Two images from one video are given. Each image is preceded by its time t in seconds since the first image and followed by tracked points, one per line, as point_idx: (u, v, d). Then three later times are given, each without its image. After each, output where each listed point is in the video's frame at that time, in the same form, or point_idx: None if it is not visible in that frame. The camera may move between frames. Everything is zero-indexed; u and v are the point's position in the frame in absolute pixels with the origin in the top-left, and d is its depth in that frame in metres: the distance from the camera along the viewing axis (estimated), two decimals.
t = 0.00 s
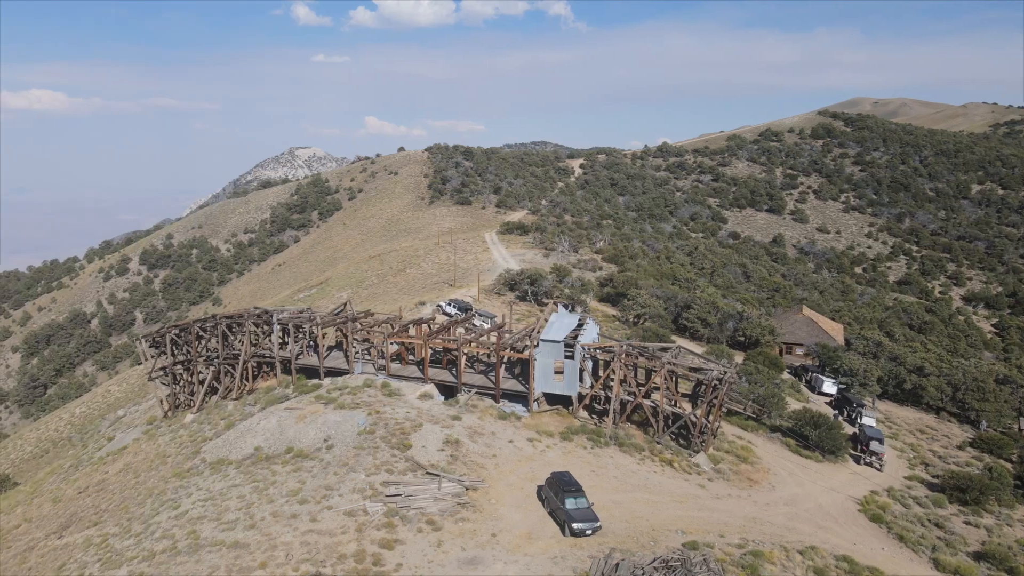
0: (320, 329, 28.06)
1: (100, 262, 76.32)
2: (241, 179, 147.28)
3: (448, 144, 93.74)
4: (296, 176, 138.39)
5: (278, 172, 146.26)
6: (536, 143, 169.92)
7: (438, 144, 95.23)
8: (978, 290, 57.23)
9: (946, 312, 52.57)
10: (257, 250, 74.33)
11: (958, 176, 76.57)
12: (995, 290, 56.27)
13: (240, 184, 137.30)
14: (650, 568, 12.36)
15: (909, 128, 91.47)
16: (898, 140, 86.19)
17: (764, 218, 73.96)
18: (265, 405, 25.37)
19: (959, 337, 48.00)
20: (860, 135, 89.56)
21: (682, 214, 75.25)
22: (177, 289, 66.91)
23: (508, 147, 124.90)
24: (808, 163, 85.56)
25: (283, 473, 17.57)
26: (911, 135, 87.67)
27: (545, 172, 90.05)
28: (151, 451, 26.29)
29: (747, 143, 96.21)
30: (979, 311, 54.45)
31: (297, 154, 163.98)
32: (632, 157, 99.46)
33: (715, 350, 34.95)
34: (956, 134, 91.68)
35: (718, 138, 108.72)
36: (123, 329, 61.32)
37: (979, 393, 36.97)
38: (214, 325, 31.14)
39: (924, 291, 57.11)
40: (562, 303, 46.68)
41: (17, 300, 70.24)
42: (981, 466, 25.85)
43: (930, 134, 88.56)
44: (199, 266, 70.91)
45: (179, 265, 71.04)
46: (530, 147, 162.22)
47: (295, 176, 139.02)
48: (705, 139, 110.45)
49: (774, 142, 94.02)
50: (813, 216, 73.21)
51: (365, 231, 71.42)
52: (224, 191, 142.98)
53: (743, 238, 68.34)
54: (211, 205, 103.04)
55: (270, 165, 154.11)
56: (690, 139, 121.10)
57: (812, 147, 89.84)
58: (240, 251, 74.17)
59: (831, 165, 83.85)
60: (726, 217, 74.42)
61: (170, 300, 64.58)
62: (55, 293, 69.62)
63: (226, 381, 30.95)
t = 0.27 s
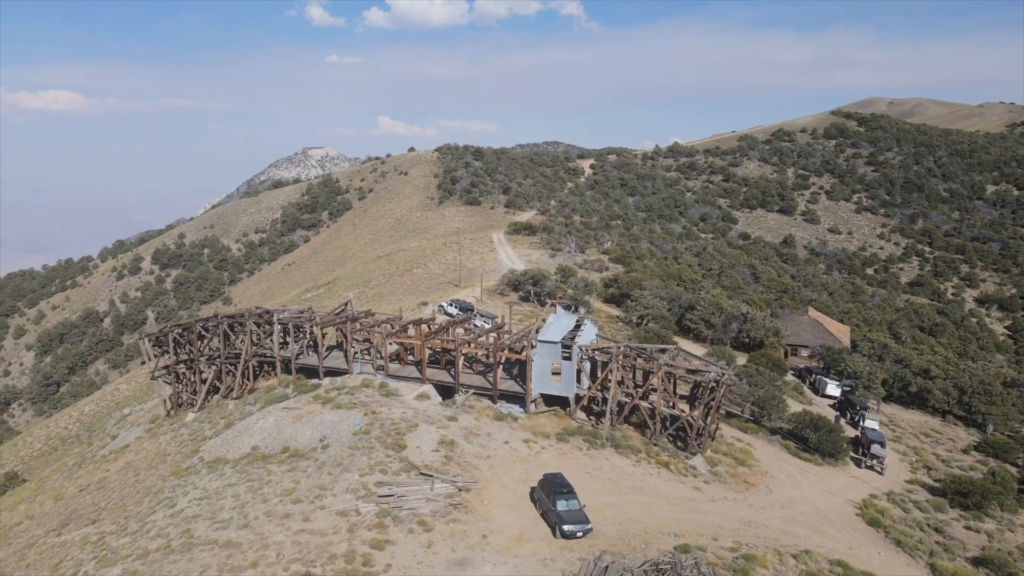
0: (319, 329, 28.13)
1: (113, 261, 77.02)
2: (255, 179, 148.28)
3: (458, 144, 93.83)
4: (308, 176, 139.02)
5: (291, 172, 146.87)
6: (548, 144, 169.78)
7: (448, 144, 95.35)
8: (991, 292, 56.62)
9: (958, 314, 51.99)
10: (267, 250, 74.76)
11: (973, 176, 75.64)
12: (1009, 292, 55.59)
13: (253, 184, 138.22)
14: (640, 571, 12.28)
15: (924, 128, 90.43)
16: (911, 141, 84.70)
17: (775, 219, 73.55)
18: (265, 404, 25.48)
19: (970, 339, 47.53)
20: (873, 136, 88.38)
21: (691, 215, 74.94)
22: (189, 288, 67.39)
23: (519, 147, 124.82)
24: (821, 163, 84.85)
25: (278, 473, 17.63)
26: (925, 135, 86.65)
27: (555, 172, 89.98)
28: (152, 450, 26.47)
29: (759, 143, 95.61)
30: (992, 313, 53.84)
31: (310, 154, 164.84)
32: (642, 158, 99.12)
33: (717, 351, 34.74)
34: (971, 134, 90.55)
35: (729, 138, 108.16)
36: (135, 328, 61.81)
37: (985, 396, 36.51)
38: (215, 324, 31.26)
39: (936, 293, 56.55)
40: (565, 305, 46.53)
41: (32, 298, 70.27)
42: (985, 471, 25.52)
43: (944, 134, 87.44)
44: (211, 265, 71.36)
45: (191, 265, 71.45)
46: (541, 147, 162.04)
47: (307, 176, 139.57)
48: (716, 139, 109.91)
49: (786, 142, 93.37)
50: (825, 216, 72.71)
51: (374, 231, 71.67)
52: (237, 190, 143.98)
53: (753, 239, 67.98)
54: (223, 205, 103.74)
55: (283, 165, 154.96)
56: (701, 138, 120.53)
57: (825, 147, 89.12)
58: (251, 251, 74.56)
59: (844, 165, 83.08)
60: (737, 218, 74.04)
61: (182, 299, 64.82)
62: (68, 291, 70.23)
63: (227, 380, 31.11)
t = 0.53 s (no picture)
0: (316, 328, 28.18)
1: (123, 260, 77.54)
2: (265, 179, 148.93)
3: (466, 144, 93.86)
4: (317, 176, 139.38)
5: (302, 172, 147.27)
6: (557, 144, 169.62)
7: (456, 144, 95.40)
8: (1002, 293, 56.18)
9: (967, 316, 51.57)
10: (275, 249, 75.03)
11: (984, 177, 74.94)
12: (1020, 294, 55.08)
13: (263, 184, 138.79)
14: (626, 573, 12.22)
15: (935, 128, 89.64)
16: (922, 140, 84.51)
17: (783, 219, 73.22)
18: (261, 404, 25.55)
19: (978, 341, 47.17)
20: (884, 135, 87.88)
21: (699, 215, 74.67)
22: (197, 287, 67.70)
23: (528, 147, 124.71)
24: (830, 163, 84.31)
25: (271, 472, 17.65)
26: (936, 135, 85.89)
27: (562, 172, 89.88)
28: (151, 448, 26.59)
29: (768, 143, 95.16)
30: (1002, 314, 53.41)
31: (320, 154, 165.31)
32: (650, 158, 98.82)
33: (715, 352, 34.57)
34: (983, 134, 89.66)
35: (738, 138, 107.73)
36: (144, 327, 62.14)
37: (988, 398, 36.12)
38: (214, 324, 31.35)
39: (945, 294, 56.15)
40: (566, 305, 46.52)
41: (42, 297, 70.58)
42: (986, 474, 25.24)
43: (955, 134, 86.63)
44: (219, 265, 71.67)
45: (199, 264, 71.77)
46: (551, 147, 161.79)
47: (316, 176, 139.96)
48: (725, 139, 109.46)
49: (795, 142, 92.85)
50: (834, 217, 72.32)
51: (381, 231, 71.79)
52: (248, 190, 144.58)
53: (760, 239, 67.69)
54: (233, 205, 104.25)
55: (293, 165, 155.49)
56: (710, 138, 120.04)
57: (834, 147, 88.54)
58: (259, 250, 74.82)
59: (853, 165, 82.47)
60: (745, 218, 73.73)
61: (190, 298, 65.07)
62: (78, 290, 70.67)
63: (226, 379, 31.22)
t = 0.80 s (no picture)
0: (314, 328, 28.23)
1: (133, 259, 78.12)
2: (276, 179, 149.63)
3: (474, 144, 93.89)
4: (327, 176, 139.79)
5: (313, 172, 147.91)
6: (567, 144, 169.48)
7: (464, 144, 95.46)
8: (1013, 295, 55.71)
9: (977, 317, 51.13)
10: (283, 249, 75.36)
11: (996, 177, 74.21)
12: None
13: (274, 184, 139.43)
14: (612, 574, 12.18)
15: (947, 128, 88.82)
16: (934, 140, 83.77)
17: (792, 219, 72.89)
18: (258, 402, 25.65)
19: (987, 343, 46.86)
20: (895, 135, 87.25)
21: (706, 215, 74.41)
22: (205, 286, 68.03)
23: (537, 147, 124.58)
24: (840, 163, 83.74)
25: (263, 471, 17.70)
26: (947, 135, 85.11)
27: (570, 172, 89.78)
28: (150, 446, 26.73)
29: (778, 143, 94.71)
30: (1012, 316, 53.00)
31: (331, 154, 165.85)
32: (659, 158, 98.47)
33: (714, 352, 34.40)
34: (996, 134, 88.74)
35: (747, 138, 107.25)
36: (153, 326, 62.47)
37: (992, 401, 35.74)
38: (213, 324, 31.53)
39: (955, 295, 55.72)
40: (567, 305, 46.42)
41: (53, 295, 71.13)
42: (987, 477, 24.99)
43: (967, 134, 85.78)
44: (227, 264, 72.03)
45: (208, 264, 72.19)
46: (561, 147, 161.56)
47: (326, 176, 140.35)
48: (734, 139, 109.02)
49: (805, 142, 92.32)
50: (843, 217, 71.91)
51: (388, 230, 71.93)
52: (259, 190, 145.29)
53: (768, 240, 67.39)
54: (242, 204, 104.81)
55: (303, 165, 156.14)
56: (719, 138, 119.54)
57: (844, 147, 87.96)
58: (267, 249, 75.14)
59: (863, 165, 81.82)
60: (753, 219, 73.41)
61: (199, 298, 65.51)
62: (89, 289, 71.23)
63: (226, 378, 31.35)
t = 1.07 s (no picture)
0: (311, 328, 28.33)
1: (144, 259, 78.76)
2: (288, 179, 150.42)
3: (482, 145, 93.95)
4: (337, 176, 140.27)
5: (325, 172, 148.03)
6: (578, 144, 169.35)
7: (472, 144, 95.54)
8: None
9: (987, 319, 50.69)
10: (291, 249, 75.74)
11: (1009, 177, 73.43)
12: None
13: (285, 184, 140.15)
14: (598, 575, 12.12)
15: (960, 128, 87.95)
16: (946, 140, 82.84)
17: (801, 220, 72.52)
18: (255, 401, 25.77)
19: (996, 345, 46.53)
20: (906, 135, 86.59)
21: (715, 216, 74.15)
22: (215, 286, 68.37)
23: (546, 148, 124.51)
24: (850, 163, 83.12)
25: (256, 470, 17.76)
26: (960, 135, 84.30)
27: (578, 172, 89.70)
28: (150, 444, 26.89)
29: (788, 143, 94.30)
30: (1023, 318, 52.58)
31: (342, 154, 166.42)
32: (667, 158, 98.11)
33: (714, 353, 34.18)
34: (1010, 134, 87.72)
35: (757, 138, 106.74)
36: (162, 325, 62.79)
37: (996, 403, 35.30)
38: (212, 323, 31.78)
39: (966, 297, 55.32)
40: (569, 305, 46.20)
41: (65, 294, 71.68)
42: (988, 480, 24.68)
43: (981, 134, 84.88)
44: (236, 264, 72.43)
45: (217, 263, 72.49)
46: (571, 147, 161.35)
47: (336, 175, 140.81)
48: (744, 139, 108.53)
49: (815, 142, 91.79)
50: (853, 218, 71.50)
51: (395, 230, 72.10)
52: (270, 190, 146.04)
53: (777, 240, 67.09)
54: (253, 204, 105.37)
55: (315, 165, 156.68)
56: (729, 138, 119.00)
57: (855, 147, 87.38)
58: (276, 249, 75.49)
59: (874, 165, 81.19)
60: (762, 219, 73.10)
61: (208, 297, 65.59)
62: (101, 289, 71.80)
63: (225, 377, 31.51)
